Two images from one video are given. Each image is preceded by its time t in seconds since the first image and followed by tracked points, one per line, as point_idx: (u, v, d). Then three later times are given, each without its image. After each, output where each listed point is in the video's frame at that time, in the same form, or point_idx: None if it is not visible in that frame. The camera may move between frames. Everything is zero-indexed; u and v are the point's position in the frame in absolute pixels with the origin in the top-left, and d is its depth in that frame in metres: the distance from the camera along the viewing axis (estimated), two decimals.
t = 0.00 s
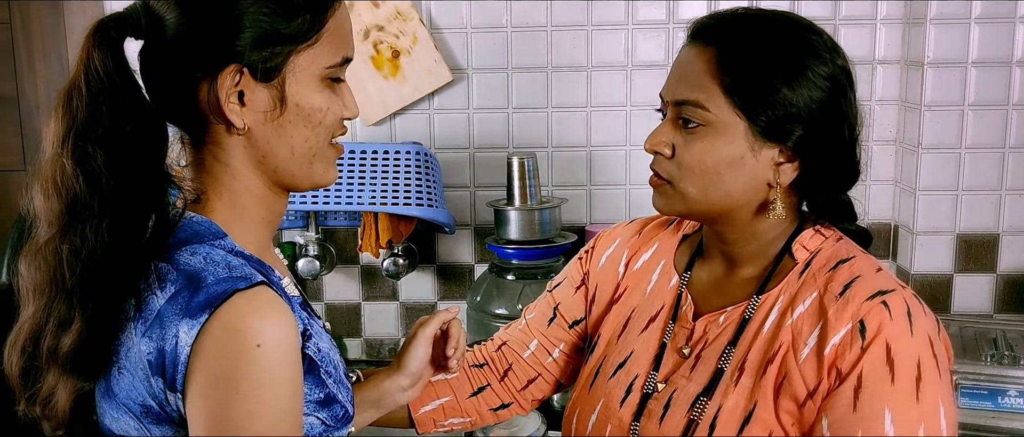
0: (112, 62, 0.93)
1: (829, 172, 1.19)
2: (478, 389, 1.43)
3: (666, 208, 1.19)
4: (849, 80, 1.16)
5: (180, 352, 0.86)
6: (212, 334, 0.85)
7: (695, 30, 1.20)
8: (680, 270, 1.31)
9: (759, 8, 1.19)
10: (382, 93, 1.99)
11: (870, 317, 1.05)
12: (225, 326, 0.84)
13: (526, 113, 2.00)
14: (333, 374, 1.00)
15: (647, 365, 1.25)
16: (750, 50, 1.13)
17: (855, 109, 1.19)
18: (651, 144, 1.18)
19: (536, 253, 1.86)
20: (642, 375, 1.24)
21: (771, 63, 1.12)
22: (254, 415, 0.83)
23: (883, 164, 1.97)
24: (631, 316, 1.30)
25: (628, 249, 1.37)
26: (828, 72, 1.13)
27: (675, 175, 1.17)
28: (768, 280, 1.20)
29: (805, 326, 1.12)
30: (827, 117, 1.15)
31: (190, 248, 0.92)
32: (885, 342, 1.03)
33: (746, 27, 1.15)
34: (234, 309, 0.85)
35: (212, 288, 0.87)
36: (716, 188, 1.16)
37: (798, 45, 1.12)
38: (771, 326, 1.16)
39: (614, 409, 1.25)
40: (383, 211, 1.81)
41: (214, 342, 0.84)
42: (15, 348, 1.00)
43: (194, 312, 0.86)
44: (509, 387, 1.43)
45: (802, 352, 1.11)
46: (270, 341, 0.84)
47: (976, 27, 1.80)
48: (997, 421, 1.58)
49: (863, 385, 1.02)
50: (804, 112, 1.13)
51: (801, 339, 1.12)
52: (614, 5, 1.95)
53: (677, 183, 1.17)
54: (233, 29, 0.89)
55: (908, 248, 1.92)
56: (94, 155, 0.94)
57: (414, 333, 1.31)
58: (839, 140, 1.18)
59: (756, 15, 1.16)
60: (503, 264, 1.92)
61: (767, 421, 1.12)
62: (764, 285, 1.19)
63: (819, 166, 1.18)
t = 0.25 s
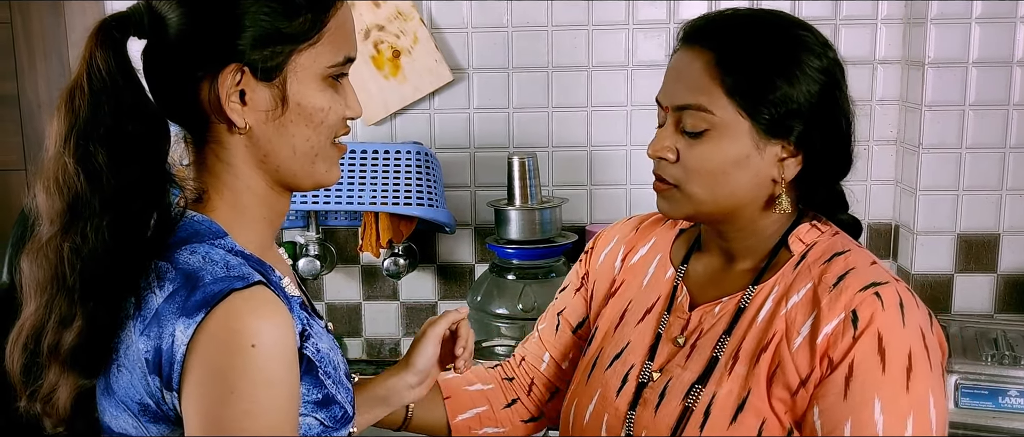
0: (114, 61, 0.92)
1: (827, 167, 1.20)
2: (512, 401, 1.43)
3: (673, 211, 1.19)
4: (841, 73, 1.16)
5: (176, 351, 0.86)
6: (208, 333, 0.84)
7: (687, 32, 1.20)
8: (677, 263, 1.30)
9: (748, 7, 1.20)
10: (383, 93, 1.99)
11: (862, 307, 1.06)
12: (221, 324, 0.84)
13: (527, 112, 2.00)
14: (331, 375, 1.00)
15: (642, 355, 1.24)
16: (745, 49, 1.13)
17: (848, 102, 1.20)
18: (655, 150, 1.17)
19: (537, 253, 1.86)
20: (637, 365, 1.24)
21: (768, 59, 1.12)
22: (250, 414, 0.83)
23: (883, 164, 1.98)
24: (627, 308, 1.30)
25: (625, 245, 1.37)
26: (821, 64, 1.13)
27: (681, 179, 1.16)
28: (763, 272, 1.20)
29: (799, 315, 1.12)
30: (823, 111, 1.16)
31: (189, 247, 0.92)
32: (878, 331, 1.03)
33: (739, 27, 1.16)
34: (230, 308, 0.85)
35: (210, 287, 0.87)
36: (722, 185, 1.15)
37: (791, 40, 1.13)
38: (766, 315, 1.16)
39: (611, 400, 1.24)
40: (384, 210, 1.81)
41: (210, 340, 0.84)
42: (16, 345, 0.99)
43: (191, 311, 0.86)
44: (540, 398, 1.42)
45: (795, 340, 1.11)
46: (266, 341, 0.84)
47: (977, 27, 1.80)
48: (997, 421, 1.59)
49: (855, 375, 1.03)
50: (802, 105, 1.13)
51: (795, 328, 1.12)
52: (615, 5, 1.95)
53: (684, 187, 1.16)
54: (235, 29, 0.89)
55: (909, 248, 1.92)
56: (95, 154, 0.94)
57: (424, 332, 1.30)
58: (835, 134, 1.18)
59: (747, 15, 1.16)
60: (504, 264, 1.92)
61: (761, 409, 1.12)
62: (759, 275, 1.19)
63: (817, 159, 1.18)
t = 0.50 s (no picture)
0: (115, 60, 0.92)
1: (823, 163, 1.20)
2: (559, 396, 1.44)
3: (677, 219, 1.16)
4: (820, 63, 1.15)
5: (174, 349, 0.86)
6: (204, 332, 0.84)
7: (665, 43, 1.17)
8: (671, 256, 1.29)
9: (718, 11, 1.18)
10: (384, 93, 1.99)
11: (854, 296, 1.04)
12: (218, 323, 0.84)
13: (528, 112, 2.00)
14: (330, 374, 1.00)
15: (637, 347, 1.24)
16: (727, 51, 1.11)
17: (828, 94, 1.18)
18: (653, 164, 1.13)
19: (538, 253, 1.86)
20: (632, 356, 1.24)
21: (751, 57, 1.10)
22: (246, 413, 0.83)
23: (884, 164, 1.97)
24: (623, 301, 1.30)
25: (618, 241, 1.37)
26: (801, 56, 1.12)
27: (685, 189, 1.13)
28: (757, 263, 1.18)
29: (791, 304, 1.11)
30: (809, 104, 1.14)
31: (188, 246, 0.92)
32: (869, 319, 1.02)
33: (715, 31, 1.14)
34: (227, 307, 0.85)
35: (208, 286, 0.87)
36: (726, 191, 1.13)
37: (767, 35, 1.11)
38: (759, 305, 1.15)
39: (608, 390, 1.25)
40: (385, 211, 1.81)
41: (206, 339, 0.84)
42: (16, 342, 1.00)
43: (189, 310, 0.86)
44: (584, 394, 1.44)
45: (788, 329, 1.10)
46: (263, 340, 0.84)
47: (977, 27, 1.80)
48: (998, 421, 1.58)
49: (847, 362, 1.02)
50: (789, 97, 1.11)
51: (788, 317, 1.10)
52: (615, 5, 1.95)
53: (688, 196, 1.13)
54: (235, 28, 0.89)
55: (910, 248, 1.91)
56: (95, 153, 0.94)
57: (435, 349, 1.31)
58: (823, 128, 1.17)
59: (723, 18, 1.15)
60: (505, 264, 1.92)
61: (754, 397, 1.11)
62: (753, 267, 1.18)
63: (818, 160, 1.18)
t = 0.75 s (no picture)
0: (112, 59, 0.93)
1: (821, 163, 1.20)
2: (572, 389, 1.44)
3: (677, 223, 1.14)
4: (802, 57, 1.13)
5: (170, 349, 0.86)
6: (201, 332, 0.84)
7: (648, 52, 1.15)
8: (664, 252, 1.28)
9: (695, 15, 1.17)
10: (384, 93, 1.99)
11: (844, 288, 1.02)
12: (216, 324, 0.84)
13: (527, 112, 2.00)
14: (329, 374, 1.00)
15: (631, 341, 1.23)
16: (710, 55, 1.09)
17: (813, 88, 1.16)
18: (647, 173, 1.11)
19: (538, 253, 1.86)
20: (625, 350, 1.22)
21: (734, 59, 1.08)
22: (243, 414, 0.83)
23: (884, 164, 1.97)
24: (617, 296, 1.30)
25: (613, 237, 1.37)
26: (783, 52, 1.10)
27: (682, 194, 1.11)
28: (750, 257, 1.16)
29: (782, 297, 1.09)
30: (796, 100, 1.12)
31: (186, 246, 0.92)
32: (859, 311, 1.00)
33: (695, 36, 1.12)
34: (224, 307, 0.85)
35: (205, 286, 0.87)
36: (724, 192, 1.11)
37: (748, 35, 1.09)
38: (750, 297, 1.13)
39: (603, 384, 1.23)
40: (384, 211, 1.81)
41: (203, 339, 0.84)
42: (13, 342, 0.99)
43: (186, 310, 0.86)
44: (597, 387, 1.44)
45: (779, 321, 1.08)
46: (259, 340, 0.84)
47: (978, 27, 1.80)
48: (999, 421, 1.58)
49: (837, 353, 1.00)
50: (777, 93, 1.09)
51: (778, 309, 1.09)
52: (615, 5, 1.95)
53: (686, 201, 1.11)
54: (233, 28, 0.89)
55: (910, 248, 1.91)
56: (92, 153, 0.94)
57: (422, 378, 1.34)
58: (810, 124, 1.15)
59: (701, 22, 1.13)
60: (505, 263, 1.92)
61: (746, 389, 1.09)
62: (745, 260, 1.16)
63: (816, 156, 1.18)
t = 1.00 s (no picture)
0: (110, 59, 0.93)
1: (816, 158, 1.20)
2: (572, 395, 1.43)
3: (677, 227, 1.14)
4: (787, 54, 1.13)
5: (168, 346, 0.86)
6: (200, 329, 0.84)
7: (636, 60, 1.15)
8: (658, 249, 1.28)
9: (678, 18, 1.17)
10: (383, 93, 1.99)
11: (835, 282, 1.02)
12: (214, 320, 0.84)
13: (527, 112, 2.00)
14: (328, 373, 1.00)
15: (625, 337, 1.23)
16: (697, 60, 1.09)
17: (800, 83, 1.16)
18: (644, 179, 1.11)
19: (538, 252, 1.87)
20: (619, 347, 1.22)
21: (722, 61, 1.08)
22: (241, 410, 0.83)
23: (884, 164, 1.97)
24: (612, 293, 1.29)
25: (609, 235, 1.37)
26: (768, 49, 1.10)
27: (679, 198, 1.11)
28: (743, 253, 1.16)
29: (773, 291, 1.09)
30: (785, 98, 1.12)
31: (185, 244, 0.92)
32: (850, 305, 1.00)
33: (681, 41, 1.12)
34: (223, 303, 0.85)
35: (204, 282, 0.87)
36: (721, 193, 1.10)
37: (732, 36, 1.09)
38: (742, 291, 1.13)
39: (597, 380, 1.23)
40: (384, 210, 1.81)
41: (202, 336, 0.84)
42: (12, 339, 0.99)
43: (184, 307, 0.86)
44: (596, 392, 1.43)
45: (770, 315, 1.08)
46: (258, 336, 0.84)
47: (978, 27, 1.80)
48: (998, 421, 1.58)
49: (828, 347, 1.00)
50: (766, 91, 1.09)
51: (770, 304, 1.08)
52: (616, 5, 1.95)
53: (685, 205, 1.11)
54: (231, 28, 0.89)
55: (910, 248, 1.91)
56: (91, 152, 0.94)
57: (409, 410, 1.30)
58: (801, 122, 1.15)
59: (685, 26, 1.13)
60: (505, 263, 1.92)
61: (737, 384, 1.09)
62: (738, 256, 1.16)
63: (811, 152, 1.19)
